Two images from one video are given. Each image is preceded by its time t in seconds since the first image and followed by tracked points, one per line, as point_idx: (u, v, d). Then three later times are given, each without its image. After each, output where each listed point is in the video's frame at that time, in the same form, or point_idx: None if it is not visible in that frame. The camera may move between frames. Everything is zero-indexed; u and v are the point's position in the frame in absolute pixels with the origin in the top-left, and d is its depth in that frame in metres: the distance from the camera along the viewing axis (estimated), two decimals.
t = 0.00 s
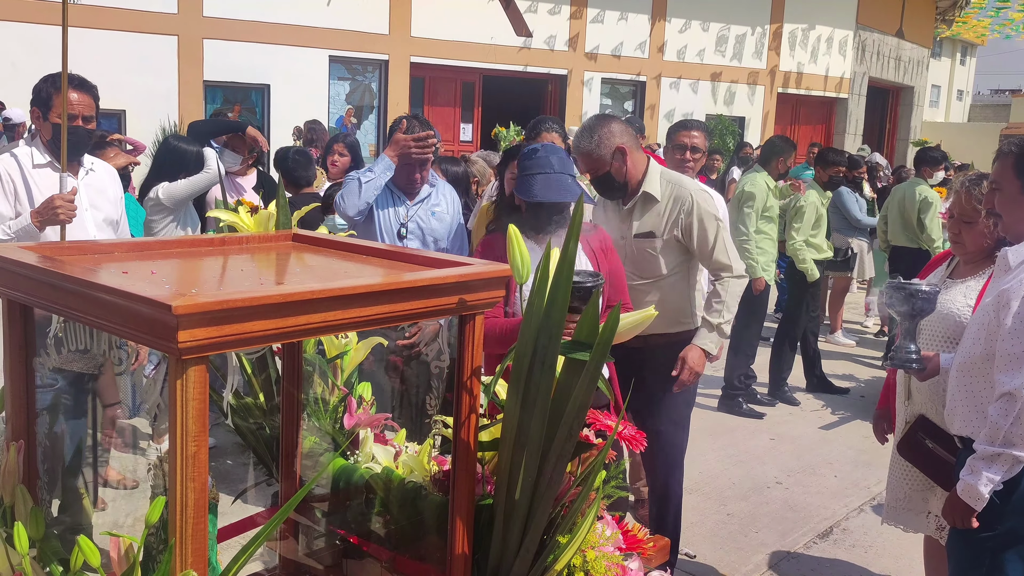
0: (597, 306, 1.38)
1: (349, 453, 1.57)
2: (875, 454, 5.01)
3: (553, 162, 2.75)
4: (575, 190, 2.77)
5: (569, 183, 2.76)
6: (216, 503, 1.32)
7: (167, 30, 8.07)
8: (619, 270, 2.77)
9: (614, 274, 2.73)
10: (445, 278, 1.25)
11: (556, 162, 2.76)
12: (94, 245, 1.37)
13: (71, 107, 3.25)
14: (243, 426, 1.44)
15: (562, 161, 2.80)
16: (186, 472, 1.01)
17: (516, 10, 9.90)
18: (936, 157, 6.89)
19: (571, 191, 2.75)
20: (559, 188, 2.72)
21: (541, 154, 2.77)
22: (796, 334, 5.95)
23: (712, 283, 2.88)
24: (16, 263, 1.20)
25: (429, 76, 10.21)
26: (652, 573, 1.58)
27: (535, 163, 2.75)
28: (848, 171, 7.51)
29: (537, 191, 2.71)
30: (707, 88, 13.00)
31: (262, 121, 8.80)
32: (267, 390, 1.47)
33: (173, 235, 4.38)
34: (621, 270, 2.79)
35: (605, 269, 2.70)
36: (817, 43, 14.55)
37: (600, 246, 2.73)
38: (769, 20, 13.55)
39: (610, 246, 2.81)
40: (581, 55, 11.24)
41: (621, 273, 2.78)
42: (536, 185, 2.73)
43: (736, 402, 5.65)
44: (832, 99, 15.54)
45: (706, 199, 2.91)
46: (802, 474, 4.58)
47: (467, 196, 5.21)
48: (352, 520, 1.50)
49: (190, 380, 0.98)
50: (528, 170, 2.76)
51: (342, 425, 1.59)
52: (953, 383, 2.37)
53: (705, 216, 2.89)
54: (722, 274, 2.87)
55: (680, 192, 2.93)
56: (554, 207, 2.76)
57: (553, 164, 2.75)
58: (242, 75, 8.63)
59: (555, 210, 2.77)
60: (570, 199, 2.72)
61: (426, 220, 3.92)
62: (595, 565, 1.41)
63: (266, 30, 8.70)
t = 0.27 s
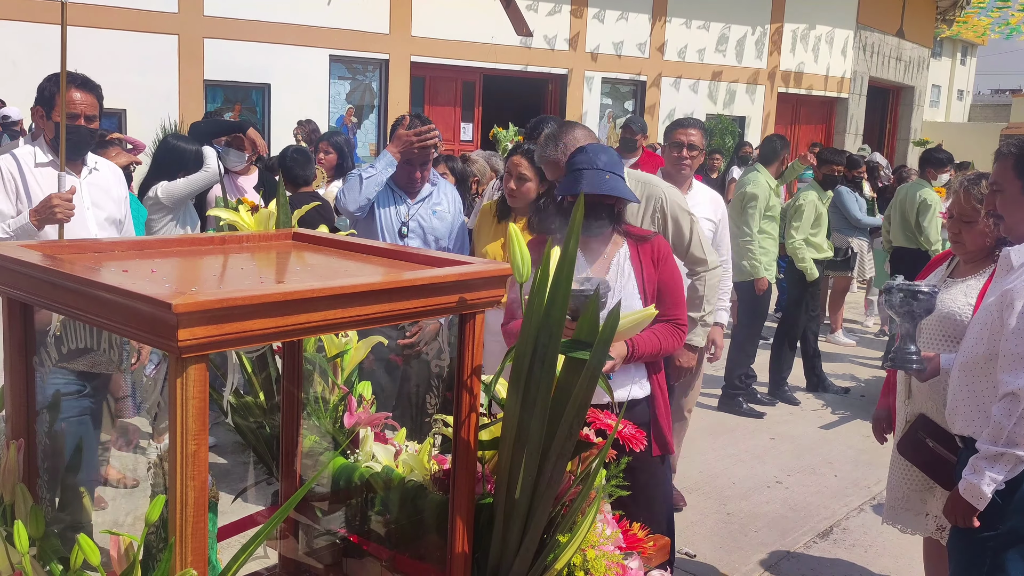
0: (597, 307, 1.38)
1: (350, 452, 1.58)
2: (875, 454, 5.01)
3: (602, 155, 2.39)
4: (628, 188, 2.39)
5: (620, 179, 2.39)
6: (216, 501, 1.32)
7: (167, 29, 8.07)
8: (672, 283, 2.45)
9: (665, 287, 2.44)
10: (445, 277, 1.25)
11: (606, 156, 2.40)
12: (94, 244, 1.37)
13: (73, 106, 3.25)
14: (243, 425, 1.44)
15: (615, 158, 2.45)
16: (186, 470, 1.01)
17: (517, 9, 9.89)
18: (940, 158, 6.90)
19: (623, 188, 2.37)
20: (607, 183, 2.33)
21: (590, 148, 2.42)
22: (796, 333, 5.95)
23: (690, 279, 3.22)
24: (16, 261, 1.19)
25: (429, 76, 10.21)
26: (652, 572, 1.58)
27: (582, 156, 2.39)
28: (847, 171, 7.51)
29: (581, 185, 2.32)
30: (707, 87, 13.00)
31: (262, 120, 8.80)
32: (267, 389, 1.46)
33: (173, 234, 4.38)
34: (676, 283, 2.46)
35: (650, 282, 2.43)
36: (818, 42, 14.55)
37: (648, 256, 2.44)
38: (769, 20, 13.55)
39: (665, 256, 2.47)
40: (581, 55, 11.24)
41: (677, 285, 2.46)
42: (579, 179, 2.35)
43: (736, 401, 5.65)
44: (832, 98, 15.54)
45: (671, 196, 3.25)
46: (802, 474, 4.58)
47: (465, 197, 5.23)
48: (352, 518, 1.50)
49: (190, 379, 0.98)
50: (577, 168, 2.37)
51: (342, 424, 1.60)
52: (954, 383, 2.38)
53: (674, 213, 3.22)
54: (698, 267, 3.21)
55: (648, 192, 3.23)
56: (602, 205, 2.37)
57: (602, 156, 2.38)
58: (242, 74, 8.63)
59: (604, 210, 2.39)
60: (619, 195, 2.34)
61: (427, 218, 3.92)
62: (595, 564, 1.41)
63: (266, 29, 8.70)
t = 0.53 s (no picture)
0: (597, 306, 1.38)
1: (349, 451, 1.57)
2: (875, 453, 5.01)
3: (644, 155, 2.33)
4: (665, 191, 2.31)
5: (658, 181, 2.31)
6: (216, 500, 1.32)
7: (168, 29, 8.07)
8: (706, 291, 2.34)
9: (699, 295, 2.35)
10: (445, 275, 1.25)
11: (650, 157, 2.34)
12: (94, 243, 1.38)
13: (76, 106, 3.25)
14: (242, 424, 1.44)
15: (662, 161, 2.38)
16: (186, 469, 1.01)
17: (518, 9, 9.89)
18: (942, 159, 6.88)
19: (657, 190, 2.29)
20: (639, 181, 2.28)
21: (636, 148, 2.37)
22: (796, 333, 5.96)
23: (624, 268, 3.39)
24: (15, 261, 1.19)
25: (429, 75, 10.20)
26: (652, 571, 1.58)
27: (625, 155, 2.35)
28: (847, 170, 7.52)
29: (616, 180, 2.29)
30: (708, 87, 13.00)
31: (263, 120, 8.79)
32: (267, 389, 1.47)
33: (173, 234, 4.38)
34: (712, 292, 2.34)
35: (681, 287, 2.36)
36: (818, 42, 14.55)
37: (684, 261, 2.35)
38: (770, 20, 13.54)
39: (705, 262, 2.36)
40: (582, 54, 11.24)
41: (714, 294, 2.35)
42: (618, 174, 2.32)
43: (736, 401, 5.65)
44: (833, 98, 15.55)
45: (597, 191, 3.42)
46: (802, 474, 4.58)
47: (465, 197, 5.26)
48: (351, 517, 1.50)
49: (191, 379, 0.98)
50: (619, 165, 2.33)
51: (342, 424, 1.59)
52: (955, 383, 2.38)
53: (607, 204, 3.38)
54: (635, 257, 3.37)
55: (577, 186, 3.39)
56: (632, 204, 2.32)
57: (643, 156, 2.33)
58: (243, 74, 8.62)
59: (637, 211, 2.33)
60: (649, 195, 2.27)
61: (428, 217, 3.94)
62: (595, 563, 1.41)
63: (266, 29, 8.70)
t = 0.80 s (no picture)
0: (597, 306, 1.38)
1: (350, 450, 1.58)
2: (875, 453, 5.01)
3: (645, 157, 2.34)
4: (663, 195, 2.30)
5: (656, 184, 2.31)
6: (217, 498, 1.32)
7: (168, 28, 8.07)
8: (700, 296, 2.27)
9: (692, 300, 2.28)
10: (446, 275, 1.25)
11: (652, 160, 2.35)
12: (94, 242, 1.38)
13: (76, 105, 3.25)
14: (242, 423, 1.44)
15: (665, 166, 2.38)
16: (186, 468, 1.01)
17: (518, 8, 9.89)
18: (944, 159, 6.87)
19: (653, 193, 2.29)
20: (635, 182, 2.29)
21: (638, 151, 2.38)
22: (796, 333, 5.96)
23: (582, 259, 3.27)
24: (16, 259, 1.19)
25: (430, 74, 10.20)
26: (651, 571, 1.57)
27: (627, 156, 2.37)
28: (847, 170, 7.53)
29: (613, 181, 2.31)
30: (709, 86, 13.00)
31: (263, 119, 8.79)
32: (267, 388, 1.47)
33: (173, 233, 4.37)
34: (707, 296, 2.27)
35: (673, 290, 2.30)
36: (819, 42, 14.55)
37: (677, 265, 2.31)
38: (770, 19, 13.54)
39: (700, 266, 2.29)
40: (583, 54, 11.24)
41: (710, 299, 2.27)
42: (616, 175, 2.33)
43: (737, 401, 5.64)
44: (834, 98, 15.55)
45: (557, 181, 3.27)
46: (802, 473, 4.58)
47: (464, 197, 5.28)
48: (351, 516, 1.50)
49: (191, 377, 0.98)
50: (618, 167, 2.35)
51: (342, 423, 1.59)
52: (956, 383, 2.38)
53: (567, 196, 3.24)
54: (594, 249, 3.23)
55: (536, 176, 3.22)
56: (630, 206, 2.32)
57: (644, 159, 2.33)
58: (243, 73, 8.62)
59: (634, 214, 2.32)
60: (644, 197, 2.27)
61: (428, 216, 3.97)
62: (595, 563, 1.41)
63: (267, 28, 8.70)
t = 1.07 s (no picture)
0: (598, 305, 1.38)
1: (351, 449, 1.57)
2: (876, 453, 5.00)
3: (633, 154, 2.33)
4: (650, 193, 2.31)
5: (643, 182, 2.31)
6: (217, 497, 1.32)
7: (169, 27, 8.07)
8: (691, 293, 2.26)
9: (683, 297, 2.27)
10: (447, 274, 1.25)
11: (640, 157, 2.34)
12: (95, 241, 1.38)
13: (72, 102, 3.25)
14: (243, 422, 1.44)
15: (654, 162, 2.38)
16: (187, 467, 1.01)
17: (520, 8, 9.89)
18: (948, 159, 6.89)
19: (640, 191, 2.30)
20: (622, 180, 2.29)
21: (626, 147, 2.38)
22: (797, 333, 5.96)
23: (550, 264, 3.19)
24: (17, 258, 1.20)
25: (431, 74, 10.19)
26: (652, 571, 1.57)
27: (616, 153, 2.36)
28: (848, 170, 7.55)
29: (601, 178, 2.31)
30: (711, 86, 13.00)
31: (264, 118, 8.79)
32: (268, 386, 1.47)
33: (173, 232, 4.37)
34: (698, 293, 2.26)
35: (664, 286, 2.30)
36: (820, 41, 14.55)
37: (669, 263, 2.31)
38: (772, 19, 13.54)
39: (691, 263, 2.29)
40: (584, 53, 11.23)
41: (701, 296, 2.26)
42: (604, 172, 2.34)
43: (738, 400, 5.63)
44: (835, 98, 15.54)
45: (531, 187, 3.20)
46: (803, 473, 4.58)
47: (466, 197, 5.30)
48: (351, 515, 1.50)
49: (192, 375, 0.98)
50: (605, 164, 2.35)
51: (343, 422, 1.59)
52: (958, 383, 2.38)
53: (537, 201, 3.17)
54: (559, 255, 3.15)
55: (507, 178, 3.17)
56: (618, 203, 2.33)
57: (631, 156, 2.33)
58: (244, 72, 8.62)
59: (624, 212, 2.34)
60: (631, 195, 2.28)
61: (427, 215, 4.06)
62: (596, 562, 1.41)
63: (268, 27, 8.70)
